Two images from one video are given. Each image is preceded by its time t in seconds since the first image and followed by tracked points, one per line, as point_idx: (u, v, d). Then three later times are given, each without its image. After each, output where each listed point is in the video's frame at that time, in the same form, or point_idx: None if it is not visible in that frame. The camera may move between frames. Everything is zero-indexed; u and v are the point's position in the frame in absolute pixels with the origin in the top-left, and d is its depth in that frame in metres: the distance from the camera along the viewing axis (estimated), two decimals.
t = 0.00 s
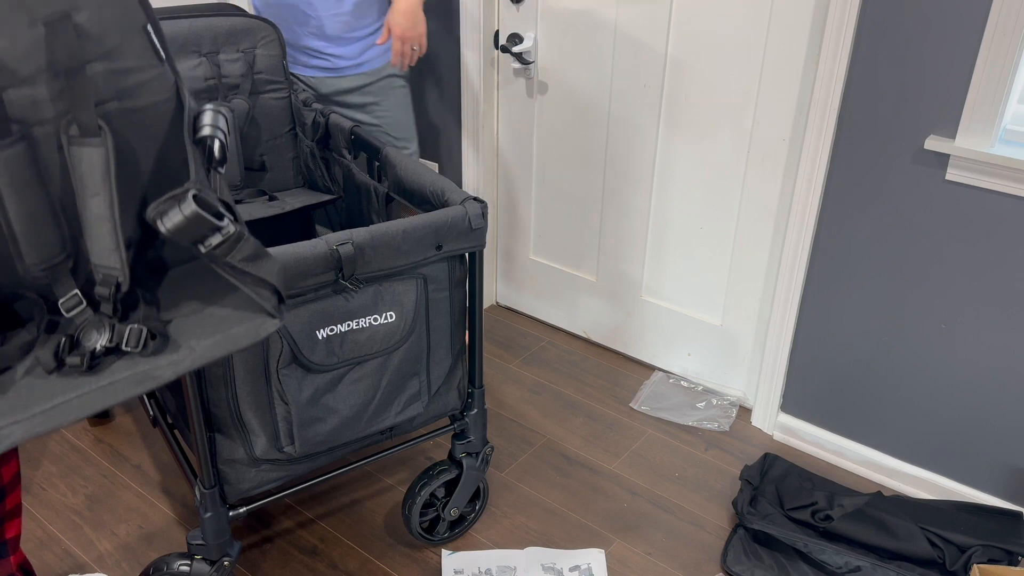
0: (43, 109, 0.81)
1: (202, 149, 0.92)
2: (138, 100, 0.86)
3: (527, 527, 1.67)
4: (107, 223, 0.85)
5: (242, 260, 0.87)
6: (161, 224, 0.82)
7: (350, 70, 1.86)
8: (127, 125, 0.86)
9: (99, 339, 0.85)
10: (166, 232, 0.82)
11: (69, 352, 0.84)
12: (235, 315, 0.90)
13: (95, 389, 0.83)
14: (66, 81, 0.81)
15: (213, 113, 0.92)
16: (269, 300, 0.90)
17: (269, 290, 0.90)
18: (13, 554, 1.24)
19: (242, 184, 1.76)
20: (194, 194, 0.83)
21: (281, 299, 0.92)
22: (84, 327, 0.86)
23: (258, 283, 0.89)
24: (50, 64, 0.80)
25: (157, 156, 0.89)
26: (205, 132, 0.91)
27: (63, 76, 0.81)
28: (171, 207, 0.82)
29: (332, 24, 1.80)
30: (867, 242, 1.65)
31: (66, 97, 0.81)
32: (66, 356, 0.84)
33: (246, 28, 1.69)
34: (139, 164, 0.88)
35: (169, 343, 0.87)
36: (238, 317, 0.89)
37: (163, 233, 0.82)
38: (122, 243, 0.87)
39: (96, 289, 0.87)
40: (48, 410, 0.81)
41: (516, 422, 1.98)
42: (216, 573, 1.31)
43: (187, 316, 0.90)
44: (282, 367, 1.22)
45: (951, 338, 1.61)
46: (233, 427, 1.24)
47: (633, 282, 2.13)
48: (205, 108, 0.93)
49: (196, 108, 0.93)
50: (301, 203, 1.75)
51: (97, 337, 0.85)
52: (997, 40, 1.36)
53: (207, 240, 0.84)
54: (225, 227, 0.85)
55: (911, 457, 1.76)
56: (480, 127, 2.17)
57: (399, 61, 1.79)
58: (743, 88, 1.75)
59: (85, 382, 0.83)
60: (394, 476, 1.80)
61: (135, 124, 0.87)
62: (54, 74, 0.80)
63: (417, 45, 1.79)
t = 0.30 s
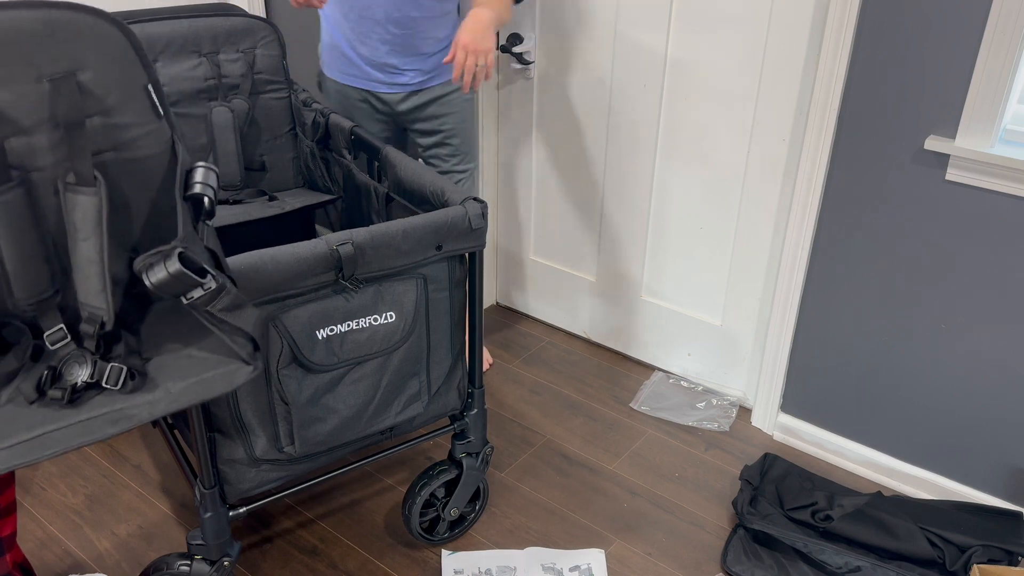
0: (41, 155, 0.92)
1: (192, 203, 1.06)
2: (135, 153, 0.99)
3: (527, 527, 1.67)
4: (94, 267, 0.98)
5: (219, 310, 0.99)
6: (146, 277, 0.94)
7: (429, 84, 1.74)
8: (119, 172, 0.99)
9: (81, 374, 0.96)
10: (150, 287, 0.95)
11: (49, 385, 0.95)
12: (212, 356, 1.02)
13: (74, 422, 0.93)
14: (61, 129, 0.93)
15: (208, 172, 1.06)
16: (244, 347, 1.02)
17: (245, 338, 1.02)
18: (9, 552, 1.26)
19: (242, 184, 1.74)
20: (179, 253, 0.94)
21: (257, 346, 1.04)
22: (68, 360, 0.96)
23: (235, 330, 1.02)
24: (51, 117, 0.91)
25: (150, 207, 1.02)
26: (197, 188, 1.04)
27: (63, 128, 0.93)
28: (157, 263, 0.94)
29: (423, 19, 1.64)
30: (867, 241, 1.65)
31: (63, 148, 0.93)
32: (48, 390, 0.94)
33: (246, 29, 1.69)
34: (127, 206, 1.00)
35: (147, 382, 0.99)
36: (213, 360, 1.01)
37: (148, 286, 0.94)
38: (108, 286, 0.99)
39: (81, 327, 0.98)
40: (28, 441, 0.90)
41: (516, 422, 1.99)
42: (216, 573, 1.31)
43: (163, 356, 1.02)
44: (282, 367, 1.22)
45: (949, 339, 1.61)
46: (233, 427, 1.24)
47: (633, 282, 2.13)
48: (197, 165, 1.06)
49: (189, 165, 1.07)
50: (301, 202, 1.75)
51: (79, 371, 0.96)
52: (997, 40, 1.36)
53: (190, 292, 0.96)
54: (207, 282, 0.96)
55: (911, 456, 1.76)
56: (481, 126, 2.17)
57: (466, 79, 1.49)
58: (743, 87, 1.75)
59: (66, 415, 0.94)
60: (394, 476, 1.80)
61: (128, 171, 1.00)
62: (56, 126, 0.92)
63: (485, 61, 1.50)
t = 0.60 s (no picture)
0: (43, 163, 0.98)
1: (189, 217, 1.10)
2: (136, 165, 1.05)
3: (527, 527, 1.67)
4: (90, 276, 1.01)
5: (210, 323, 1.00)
6: (142, 287, 0.96)
7: (479, 91, 1.69)
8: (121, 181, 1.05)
9: (69, 379, 0.98)
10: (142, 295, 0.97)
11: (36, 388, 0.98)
12: (200, 370, 1.04)
13: (59, 426, 0.95)
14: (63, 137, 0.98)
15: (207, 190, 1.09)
16: (231, 360, 1.04)
17: (231, 351, 1.04)
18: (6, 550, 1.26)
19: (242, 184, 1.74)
20: (176, 264, 0.96)
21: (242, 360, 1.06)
22: (57, 365, 0.99)
23: (222, 343, 1.03)
24: (58, 126, 0.97)
25: (151, 218, 1.08)
26: (194, 203, 1.08)
27: (67, 138, 0.98)
28: (152, 272, 0.96)
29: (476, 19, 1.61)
30: (868, 241, 1.65)
31: (65, 156, 0.99)
32: (36, 392, 0.97)
33: (246, 28, 1.69)
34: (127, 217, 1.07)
35: (133, 390, 1.00)
36: (201, 371, 1.04)
37: (143, 296, 0.96)
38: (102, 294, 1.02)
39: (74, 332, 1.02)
40: (14, 442, 0.92)
41: (515, 422, 1.99)
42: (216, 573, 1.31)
43: (152, 367, 1.05)
44: (282, 367, 1.22)
45: (950, 339, 1.61)
46: (233, 427, 1.24)
47: (633, 281, 2.13)
48: (195, 180, 1.11)
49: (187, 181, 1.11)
50: (301, 202, 1.75)
51: (67, 377, 0.98)
52: (997, 40, 1.36)
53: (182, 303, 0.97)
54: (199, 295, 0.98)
55: (911, 456, 1.76)
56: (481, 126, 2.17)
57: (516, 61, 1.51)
58: (745, 87, 1.75)
59: (51, 419, 0.96)
60: (394, 476, 1.80)
61: (128, 184, 1.05)
62: (62, 135, 0.98)
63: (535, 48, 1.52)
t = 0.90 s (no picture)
0: (46, 164, 0.98)
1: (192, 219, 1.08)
2: (138, 167, 1.04)
3: (527, 527, 1.67)
4: (94, 277, 0.99)
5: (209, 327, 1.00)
6: (138, 291, 0.95)
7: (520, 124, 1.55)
8: (124, 180, 1.04)
9: (72, 379, 0.98)
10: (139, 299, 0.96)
11: (40, 387, 0.98)
12: (201, 374, 1.03)
13: (60, 426, 0.95)
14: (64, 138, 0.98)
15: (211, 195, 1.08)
16: (231, 364, 1.03)
17: (231, 355, 1.03)
18: (8, 547, 1.27)
19: (242, 184, 1.75)
20: (173, 269, 0.95)
21: (242, 363, 1.05)
22: (61, 365, 0.99)
23: (222, 347, 1.03)
24: (61, 128, 0.98)
25: (154, 222, 1.07)
26: (198, 206, 1.07)
27: (71, 140, 0.98)
28: (150, 276, 0.95)
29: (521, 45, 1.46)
30: (868, 241, 1.65)
31: (69, 157, 0.99)
32: (39, 390, 0.97)
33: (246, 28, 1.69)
34: (131, 219, 1.06)
35: (134, 392, 1.00)
36: (201, 374, 1.03)
37: (140, 299, 0.95)
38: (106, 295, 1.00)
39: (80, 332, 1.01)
40: (14, 440, 0.92)
41: (516, 422, 1.99)
42: (216, 573, 1.30)
43: (153, 369, 1.04)
44: (282, 367, 1.22)
45: (950, 339, 1.61)
46: (233, 427, 1.24)
47: (633, 281, 2.13)
48: (199, 184, 1.09)
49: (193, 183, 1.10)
50: (301, 202, 1.75)
51: (70, 377, 0.98)
52: (997, 40, 1.36)
53: (181, 307, 0.97)
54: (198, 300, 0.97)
55: (911, 456, 1.76)
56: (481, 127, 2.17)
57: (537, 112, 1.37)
58: (744, 87, 1.75)
59: (52, 418, 0.96)
60: (394, 476, 1.80)
61: (133, 186, 1.04)
62: (64, 137, 0.98)
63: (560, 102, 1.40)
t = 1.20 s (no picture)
0: (46, 165, 0.94)
1: (193, 220, 1.04)
2: (141, 168, 0.99)
3: (527, 527, 1.67)
4: (97, 278, 0.96)
5: (212, 328, 1.00)
6: (138, 292, 0.94)
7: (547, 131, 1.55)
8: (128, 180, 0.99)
9: (75, 380, 0.97)
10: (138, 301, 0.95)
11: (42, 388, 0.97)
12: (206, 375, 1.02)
13: (62, 428, 0.94)
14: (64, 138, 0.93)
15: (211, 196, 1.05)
16: (233, 366, 1.03)
17: (234, 356, 1.03)
18: (10, 548, 1.26)
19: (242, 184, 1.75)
20: (172, 271, 0.94)
21: (244, 365, 1.04)
22: (63, 366, 0.98)
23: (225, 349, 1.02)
24: (61, 129, 0.93)
25: (155, 223, 1.03)
26: (198, 206, 1.03)
27: (71, 140, 0.93)
28: (149, 277, 0.94)
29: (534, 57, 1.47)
30: (867, 241, 1.65)
31: (70, 156, 0.95)
32: (41, 391, 0.96)
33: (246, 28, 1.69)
34: (133, 219, 1.01)
35: (135, 394, 0.99)
36: (205, 375, 1.02)
37: (139, 301, 0.94)
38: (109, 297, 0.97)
39: (81, 333, 0.99)
40: (16, 442, 0.92)
41: (516, 422, 1.98)
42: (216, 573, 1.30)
43: (156, 370, 1.03)
44: (282, 367, 1.22)
45: (949, 339, 1.61)
46: (233, 427, 1.24)
47: (633, 281, 2.13)
48: (200, 184, 1.06)
49: (193, 183, 1.06)
50: (301, 202, 1.75)
51: (73, 378, 0.97)
52: (997, 41, 1.36)
53: (181, 309, 0.97)
54: (198, 302, 0.97)
55: (910, 456, 1.76)
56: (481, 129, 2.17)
57: (456, 182, 1.29)
58: (743, 88, 1.75)
59: (54, 420, 0.95)
60: (394, 476, 1.80)
61: (135, 186, 1.00)
62: (65, 138, 0.93)
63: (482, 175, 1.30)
